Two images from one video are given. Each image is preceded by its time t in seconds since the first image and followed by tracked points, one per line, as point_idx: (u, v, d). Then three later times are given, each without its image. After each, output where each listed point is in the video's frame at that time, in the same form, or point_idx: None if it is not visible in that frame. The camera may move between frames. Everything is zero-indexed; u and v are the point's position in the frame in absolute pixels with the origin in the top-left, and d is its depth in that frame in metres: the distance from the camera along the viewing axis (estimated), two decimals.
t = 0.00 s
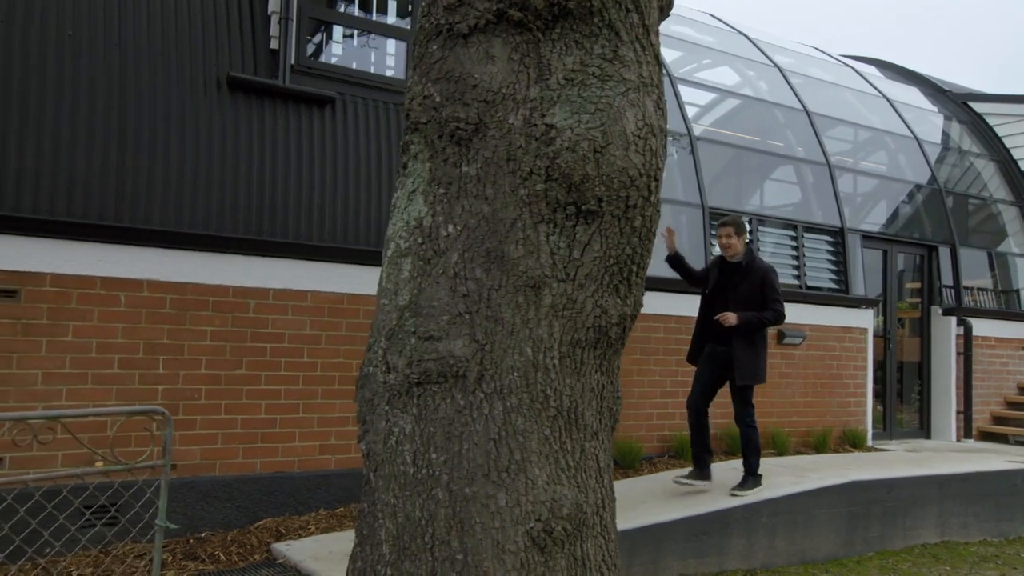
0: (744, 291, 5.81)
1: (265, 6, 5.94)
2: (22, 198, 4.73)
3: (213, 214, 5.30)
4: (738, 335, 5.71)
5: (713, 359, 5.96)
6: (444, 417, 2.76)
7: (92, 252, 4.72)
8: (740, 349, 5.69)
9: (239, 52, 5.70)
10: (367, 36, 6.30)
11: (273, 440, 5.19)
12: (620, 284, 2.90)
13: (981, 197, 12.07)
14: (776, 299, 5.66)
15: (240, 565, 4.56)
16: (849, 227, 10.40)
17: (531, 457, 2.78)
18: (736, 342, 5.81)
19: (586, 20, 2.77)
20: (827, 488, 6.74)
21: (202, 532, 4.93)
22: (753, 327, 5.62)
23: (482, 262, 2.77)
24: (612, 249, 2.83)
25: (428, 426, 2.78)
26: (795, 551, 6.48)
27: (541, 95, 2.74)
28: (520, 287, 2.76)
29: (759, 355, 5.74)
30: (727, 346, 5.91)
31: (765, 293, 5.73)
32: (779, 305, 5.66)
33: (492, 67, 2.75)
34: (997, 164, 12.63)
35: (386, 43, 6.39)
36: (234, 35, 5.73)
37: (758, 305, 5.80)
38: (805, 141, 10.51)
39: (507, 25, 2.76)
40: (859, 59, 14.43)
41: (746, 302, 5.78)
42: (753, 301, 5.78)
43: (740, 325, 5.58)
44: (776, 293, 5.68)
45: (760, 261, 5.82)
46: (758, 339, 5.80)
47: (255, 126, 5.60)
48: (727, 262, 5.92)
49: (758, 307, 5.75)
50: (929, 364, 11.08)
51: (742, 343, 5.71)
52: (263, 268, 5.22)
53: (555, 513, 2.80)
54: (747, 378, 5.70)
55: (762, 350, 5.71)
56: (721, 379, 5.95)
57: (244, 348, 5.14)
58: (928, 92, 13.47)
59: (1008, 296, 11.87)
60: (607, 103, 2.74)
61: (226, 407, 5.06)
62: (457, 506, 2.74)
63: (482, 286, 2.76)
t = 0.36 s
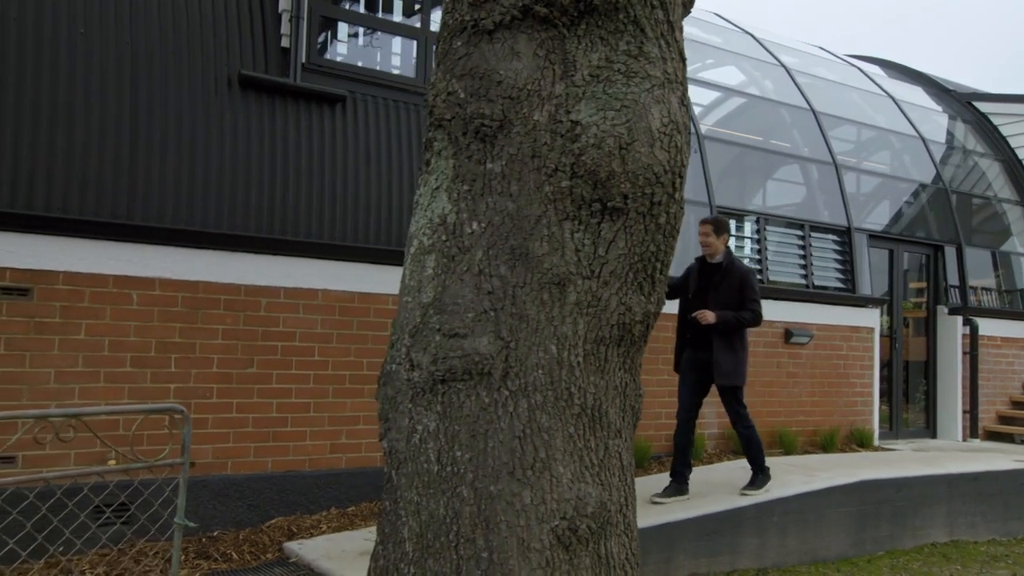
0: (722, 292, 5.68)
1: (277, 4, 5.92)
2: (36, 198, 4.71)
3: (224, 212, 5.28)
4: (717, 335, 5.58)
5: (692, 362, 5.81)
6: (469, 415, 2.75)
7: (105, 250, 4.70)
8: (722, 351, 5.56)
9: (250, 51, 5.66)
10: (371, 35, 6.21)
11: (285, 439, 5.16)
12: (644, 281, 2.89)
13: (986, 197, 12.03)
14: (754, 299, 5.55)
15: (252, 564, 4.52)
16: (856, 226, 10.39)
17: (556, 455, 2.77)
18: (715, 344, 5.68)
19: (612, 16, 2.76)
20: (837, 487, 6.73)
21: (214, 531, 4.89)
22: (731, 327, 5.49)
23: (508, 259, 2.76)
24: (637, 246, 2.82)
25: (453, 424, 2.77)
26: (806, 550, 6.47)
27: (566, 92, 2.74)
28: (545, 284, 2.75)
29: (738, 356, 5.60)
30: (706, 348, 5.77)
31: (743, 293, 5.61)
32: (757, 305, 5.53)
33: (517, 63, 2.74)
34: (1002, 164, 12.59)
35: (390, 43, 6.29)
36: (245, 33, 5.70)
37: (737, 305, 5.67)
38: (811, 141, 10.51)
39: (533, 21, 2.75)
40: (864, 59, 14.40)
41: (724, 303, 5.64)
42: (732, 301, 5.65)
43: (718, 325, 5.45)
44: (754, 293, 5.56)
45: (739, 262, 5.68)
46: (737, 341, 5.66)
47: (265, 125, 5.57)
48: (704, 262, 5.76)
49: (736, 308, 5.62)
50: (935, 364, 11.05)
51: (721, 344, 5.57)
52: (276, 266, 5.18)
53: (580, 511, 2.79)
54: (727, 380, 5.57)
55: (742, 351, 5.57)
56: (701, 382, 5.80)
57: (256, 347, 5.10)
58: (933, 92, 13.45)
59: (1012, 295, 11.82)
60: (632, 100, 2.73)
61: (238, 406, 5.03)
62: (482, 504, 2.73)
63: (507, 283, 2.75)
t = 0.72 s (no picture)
0: (697, 285, 5.72)
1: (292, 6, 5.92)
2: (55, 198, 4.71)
3: (238, 211, 5.30)
4: (692, 327, 5.59)
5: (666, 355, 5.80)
6: (494, 411, 2.79)
7: (123, 248, 4.71)
8: (695, 342, 5.55)
9: (264, 53, 5.67)
10: (379, 36, 6.24)
11: (300, 435, 5.18)
12: (665, 279, 2.93)
13: (980, 198, 12.08)
14: (729, 292, 5.59)
15: (269, 558, 4.53)
16: (857, 226, 10.46)
17: (579, 450, 2.81)
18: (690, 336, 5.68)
19: (635, 17, 2.80)
20: (841, 483, 6.79)
21: (229, 526, 4.90)
22: (707, 318, 5.51)
23: (532, 257, 2.79)
24: (658, 245, 2.86)
25: (478, 420, 2.80)
26: (811, 545, 6.52)
27: (590, 92, 2.77)
28: (569, 281, 2.79)
29: (713, 348, 5.62)
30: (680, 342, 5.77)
31: (718, 286, 5.65)
32: (732, 296, 5.58)
33: (542, 63, 2.77)
34: (996, 165, 12.65)
35: (397, 45, 6.32)
36: (258, 34, 5.69)
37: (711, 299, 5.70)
38: (812, 142, 10.58)
39: (557, 22, 2.78)
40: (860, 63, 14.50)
41: (699, 295, 5.67)
42: (707, 294, 5.68)
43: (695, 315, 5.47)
44: (728, 285, 5.61)
45: (713, 256, 5.74)
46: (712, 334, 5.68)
47: (279, 124, 5.58)
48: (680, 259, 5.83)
49: (711, 300, 5.65)
50: (933, 364, 11.06)
51: (696, 335, 5.58)
52: (291, 265, 5.21)
53: (603, 506, 2.82)
54: (703, 371, 5.57)
55: (717, 343, 5.59)
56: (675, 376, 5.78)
57: (271, 345, 5.12)
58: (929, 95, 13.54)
59: (1006, 296, 11.84)
60: (655, 100, 2.76)
61: (253, 403, 5.04)
62: (508, 498, 2.77)
63: (532, 281, 2.79)
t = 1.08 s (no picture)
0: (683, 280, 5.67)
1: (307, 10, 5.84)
2: (80, 199, 4.62)
3: (257, 213, 5.21)
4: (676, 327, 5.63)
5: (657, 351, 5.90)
6: (519, 406, 2.85)
7: (145, 248, 4.71)
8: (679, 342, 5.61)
9: (281, 58, 5.58)
10: (388, 41, 6.16)
11: (317, 430, 5.23)
12: (685, 277, 3.00)
13: (972, 200, 12.12)
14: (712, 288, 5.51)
15: (288, 551, 4.59)
16: (854, 227, 10.53)
17: (602, 444, 2.87)
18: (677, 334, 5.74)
19: (657, 21, 2.86)
20: (842, 476, 6.88)
21: (249, 519, 4.93)
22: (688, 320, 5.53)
23: (556, 256, 2.85)
24: (680, 244, 2.92)
25: (503, 415, 2.86)
26: (813, 537, 6.60)
27: (613, 94, 2.83)
28: (592, 280, 2.85)
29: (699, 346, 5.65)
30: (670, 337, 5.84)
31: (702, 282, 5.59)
32: (715, 293, 5.50)
33: (566, 66, 2.84)
34: (987, 169, 12.68)
35: (406, 49, 6.22)
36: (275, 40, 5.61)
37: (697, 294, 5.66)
38: (810, 145, 10.67)
39: (582, 25, 2.84)
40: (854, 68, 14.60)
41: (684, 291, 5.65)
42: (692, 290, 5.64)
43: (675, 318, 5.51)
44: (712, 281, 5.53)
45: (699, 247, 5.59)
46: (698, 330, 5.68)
47: (296, 125, 5.49)
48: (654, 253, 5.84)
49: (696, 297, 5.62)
50: (926, 362, 11.06)
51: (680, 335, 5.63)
52: (307, 265, 5.22)
53: (626, 499, 2.88)
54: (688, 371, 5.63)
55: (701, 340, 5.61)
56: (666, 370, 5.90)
57: (288, 343, 5.15)
58: (921, 99, 13.61)
59: (995, 295, 11.85)
60: (678, 102, 2.83)
61: (271, 399, 5.08)
62: (532, 491, 2.83)
63: (556, 279, 2.85)
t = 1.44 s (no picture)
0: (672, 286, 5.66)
1: (323, 15, 5.88)
2: (105, 199, 4.63)
3: (275, 213, 5.21)
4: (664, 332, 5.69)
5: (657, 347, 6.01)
6: (545, 401, 2.91)
7: (167, 247, 4.70)
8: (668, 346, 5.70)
9: (298, 62, 5.60)
10: (396, 46, 6.17)
11: (335, 426, 5.29)
12: (706, 275, 3.06)
13: (965, 202, 12.16)
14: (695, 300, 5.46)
15: (306, 544, 4.68)
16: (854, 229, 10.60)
17: (626, 439, 2.93)
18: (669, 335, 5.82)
19: (679, 24, 2.93)
20: (847, 471, 6.97)
21: (269, 512, 5.01)
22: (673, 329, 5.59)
23: (581, 254, 2.91)
24: (701, 243, 2.99)
25: (529, 410, 2.92)
26: (817, 530, 6.70)
27: (637, 96, 2.90)
28: (616, 277, 2.91)
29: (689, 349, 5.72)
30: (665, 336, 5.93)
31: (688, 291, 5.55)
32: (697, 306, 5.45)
33: (591, 68, 2.90)
34: (980, 171, 12.72)
35: (414, 54, 6.23)
36: (292, 41, 5.64)
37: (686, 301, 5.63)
38: (810, 149, 10.78)
39: (607, 28, 2.90)
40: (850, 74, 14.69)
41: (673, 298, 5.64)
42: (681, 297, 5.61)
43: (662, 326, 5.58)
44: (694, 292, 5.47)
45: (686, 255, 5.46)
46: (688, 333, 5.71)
47: (313, 127, 5.51)
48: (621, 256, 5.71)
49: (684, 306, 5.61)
50: (922, 360, 11.09)
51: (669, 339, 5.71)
52: (324, 264, 5.25)
53: (649, 492, 2.95)
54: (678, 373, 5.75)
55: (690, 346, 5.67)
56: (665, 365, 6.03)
57: (305, 340, 5.19)
58: (915, 104, 13.67)
59: (987, 296, 11.85)
60: (700, 103, 2.89)
61: (289, 395, 5.12)
62: (558, 485, 2.89)
63: (581, 276, 2.91)
